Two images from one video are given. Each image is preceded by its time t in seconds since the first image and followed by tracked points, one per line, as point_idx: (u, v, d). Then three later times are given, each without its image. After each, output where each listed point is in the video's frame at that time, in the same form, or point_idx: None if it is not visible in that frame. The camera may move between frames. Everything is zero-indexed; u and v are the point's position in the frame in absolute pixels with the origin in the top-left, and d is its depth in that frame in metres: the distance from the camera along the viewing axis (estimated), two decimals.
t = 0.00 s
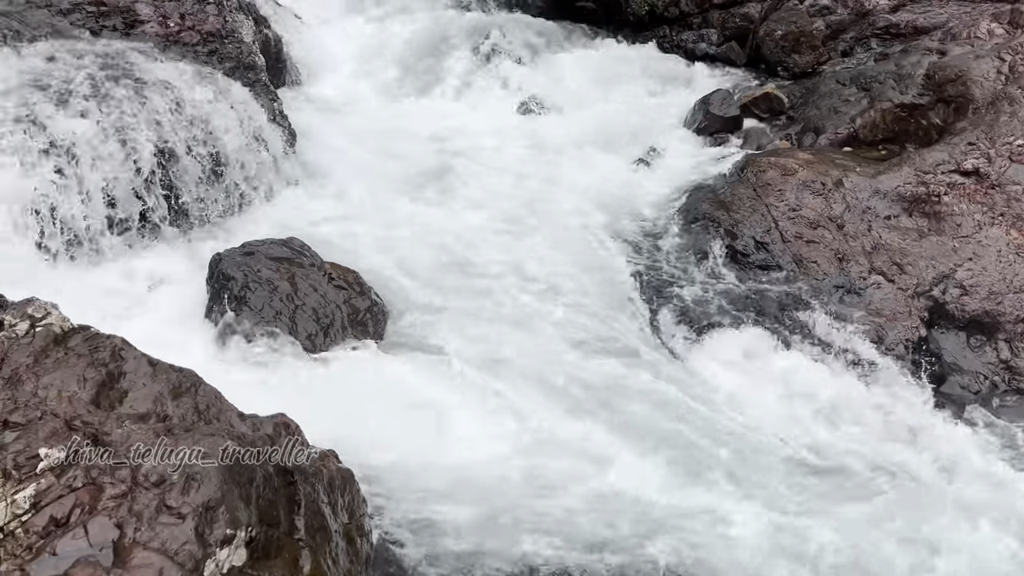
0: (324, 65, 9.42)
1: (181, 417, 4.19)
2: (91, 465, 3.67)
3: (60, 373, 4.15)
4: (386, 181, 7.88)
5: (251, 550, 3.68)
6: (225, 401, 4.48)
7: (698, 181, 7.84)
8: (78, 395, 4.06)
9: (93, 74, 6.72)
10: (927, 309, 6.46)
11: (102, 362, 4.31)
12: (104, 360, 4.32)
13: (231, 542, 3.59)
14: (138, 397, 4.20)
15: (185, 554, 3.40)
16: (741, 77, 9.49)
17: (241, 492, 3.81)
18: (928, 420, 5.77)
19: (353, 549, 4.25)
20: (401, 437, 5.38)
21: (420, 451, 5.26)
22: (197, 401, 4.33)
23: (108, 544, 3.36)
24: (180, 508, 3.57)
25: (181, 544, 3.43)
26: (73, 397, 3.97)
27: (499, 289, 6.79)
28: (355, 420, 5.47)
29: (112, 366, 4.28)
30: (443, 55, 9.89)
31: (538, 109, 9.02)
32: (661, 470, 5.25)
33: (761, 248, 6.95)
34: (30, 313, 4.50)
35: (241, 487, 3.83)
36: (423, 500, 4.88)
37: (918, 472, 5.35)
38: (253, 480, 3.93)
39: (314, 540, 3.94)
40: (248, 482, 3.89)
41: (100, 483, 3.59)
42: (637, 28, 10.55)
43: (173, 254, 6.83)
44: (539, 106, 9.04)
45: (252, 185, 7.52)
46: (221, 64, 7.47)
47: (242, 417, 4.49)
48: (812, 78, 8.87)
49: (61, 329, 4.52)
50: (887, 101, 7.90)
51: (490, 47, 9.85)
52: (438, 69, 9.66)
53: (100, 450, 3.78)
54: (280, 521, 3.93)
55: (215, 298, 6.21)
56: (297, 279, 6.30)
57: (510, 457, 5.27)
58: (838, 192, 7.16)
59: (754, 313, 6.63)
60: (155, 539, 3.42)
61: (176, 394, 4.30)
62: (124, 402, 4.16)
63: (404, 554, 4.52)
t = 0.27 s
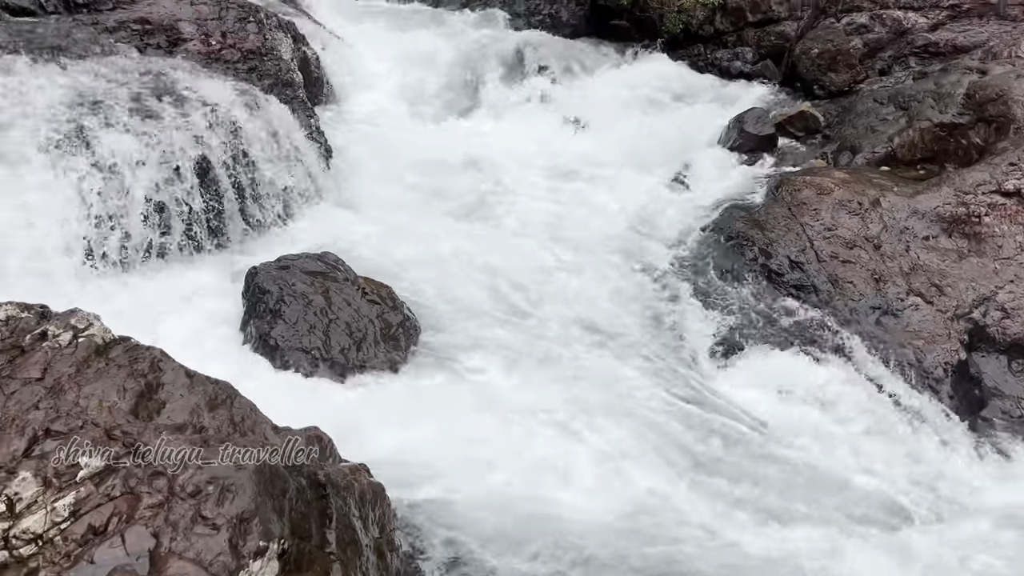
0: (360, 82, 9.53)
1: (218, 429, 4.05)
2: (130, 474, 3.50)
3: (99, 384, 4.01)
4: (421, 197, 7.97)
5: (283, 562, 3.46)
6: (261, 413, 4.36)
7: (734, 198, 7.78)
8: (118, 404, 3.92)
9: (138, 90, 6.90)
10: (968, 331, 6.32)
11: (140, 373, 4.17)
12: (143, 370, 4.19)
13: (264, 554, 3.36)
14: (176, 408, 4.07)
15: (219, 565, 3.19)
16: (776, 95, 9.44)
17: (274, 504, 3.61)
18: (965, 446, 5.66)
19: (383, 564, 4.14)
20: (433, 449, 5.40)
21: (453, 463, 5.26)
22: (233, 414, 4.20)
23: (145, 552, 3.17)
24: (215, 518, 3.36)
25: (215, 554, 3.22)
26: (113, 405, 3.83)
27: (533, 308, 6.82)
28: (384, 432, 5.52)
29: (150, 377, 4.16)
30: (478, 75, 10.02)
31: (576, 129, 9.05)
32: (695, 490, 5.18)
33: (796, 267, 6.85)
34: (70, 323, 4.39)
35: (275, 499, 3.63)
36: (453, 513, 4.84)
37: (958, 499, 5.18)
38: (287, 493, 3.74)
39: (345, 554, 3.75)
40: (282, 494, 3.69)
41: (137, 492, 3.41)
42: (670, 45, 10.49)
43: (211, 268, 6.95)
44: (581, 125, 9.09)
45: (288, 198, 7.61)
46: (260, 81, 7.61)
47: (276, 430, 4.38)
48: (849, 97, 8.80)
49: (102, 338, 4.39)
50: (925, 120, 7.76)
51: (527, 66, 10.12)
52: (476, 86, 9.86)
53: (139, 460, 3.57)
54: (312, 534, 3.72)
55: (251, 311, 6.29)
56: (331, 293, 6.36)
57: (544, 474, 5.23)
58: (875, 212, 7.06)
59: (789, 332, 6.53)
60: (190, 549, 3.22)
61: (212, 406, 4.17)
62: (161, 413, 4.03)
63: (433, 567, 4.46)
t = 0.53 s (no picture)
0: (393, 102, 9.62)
1: (251, 442, 4.09)
2: (165, 486, 3.57)
3: (138, 397, 4.15)
4: (452, 214, 8.00)
5: None
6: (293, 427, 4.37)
7: (767, 219, 7.74)
8: (154, 417, 4.04)
9: (177, 108, 7.01)
10: (1007, 355, 6.18)
11: (177, 386, 4.30)
12: (179, 384, 4.30)
13: (296, 569, 3.36)
14: (211, 421, 4.16)
15: None
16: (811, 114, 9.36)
17: (306, 518, 3.59)
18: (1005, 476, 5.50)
19: None
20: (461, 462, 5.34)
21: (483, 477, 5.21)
22: (266, 427, 4.25)
23: (179, 565, 3.21)
24: (247, 532, 3.39)
25: (247, 568, 3.24)
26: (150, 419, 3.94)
27: (563, 324, 6.76)
28: (411, 443, 5.46)
29: (186, 391, 4.27)
30: (509, 90, 9.99)
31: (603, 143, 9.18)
32: (727, 508, 5.08)
33: (830, 288, 6.80)
34: (111, 336, 4.54)
35: (307, 513, 3.61)
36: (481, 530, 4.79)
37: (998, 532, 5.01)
38: (318, 507, 3.70)
39: (374, 571, 3.74)
40: (313, 508, 3.66)
41: (172, 504, 3.49)
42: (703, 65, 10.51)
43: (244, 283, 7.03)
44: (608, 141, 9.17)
45: (321, 214, 7.75)
46: (296, 99, 7.77)
47: (305, 446, 4.24)
48: (885, 117, 8.69)
49: (141, 352, 4.57)
50: (963, 140, 7.58)
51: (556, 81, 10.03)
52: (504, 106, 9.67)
53: (174, 471, 3.68)
54: (342, 549, 3.69)
55: (284, 325, 6.33)
56: (363, 308, 6.37)
57: (573, 490, 5.18)
58: (911, 233, 6.98)
59: (822, 353, 6.42)
60: (223, 561, 3.25)
61: (246, 420, 4.26)
62: (197, 426, 4.11)
63: None
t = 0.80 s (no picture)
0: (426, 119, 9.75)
1: (281, 459, 4.06)
2: (197, 501, 3.47)
3: (173, 412, 4.15)
4: (481, 232, 8.05)
5: None
6: (323, 444, 4.42)
7: (799, 240, 7.67)
8: (187, 431, 4.02)
9: (213, 126, 7.15)
10: None
11: (210, 403, 4.32)
12: (213, 400, 4.35)
13: None
14: (242, 436, 4.15)
15: None
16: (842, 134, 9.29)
17: (334, 535, 3.46)
18: None
19: None
20: (488, 479, 5.24)
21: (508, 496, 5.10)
22: (295, 444, 4.24)
23: None
24: (277, 548, 3.25)
25: None
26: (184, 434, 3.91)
27: (594, 342, 6.72)
28: (440, 460, 5.40)
29: (219, 407, 4.29)
30: (539, 111, 10.05)
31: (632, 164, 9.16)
32: (763, 524, 4.92)
33: (863, 310, 6.70)
34: (147, 351, 4.58)
35: (336, 529, 3.48)
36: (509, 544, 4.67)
37: None
38: (346, 525, 3.59)
39: None
40: (342, 526, 3.54)
41: (204, 519, 3.37)
42: (736, 84, 10.68)
43: (275, 297, 7.15)
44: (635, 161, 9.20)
45: (352, 232, 7.80)
46: (329, 118, 7.89)
47: (336, 461, 4.38)
48: (919, 137, 8.58)
49: (175, 368, 4.60)
50: (999, 162, 7.49)
51: (587, 101, 10.17)
52: (537, 123, 9.92)
53: (206, 486, 3.60)
54: (370, 568, 3.60)
55: (315, 342, 6.38)
56: (392, 327, 6.43)
57: (603, 506, 5.06)
58: (946, 255, 6.85)
59: (855, 376, 6.30)
60: None
61: (276, 436, 4.24)
62: (228, 441, 4.10)
63: None
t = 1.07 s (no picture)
0: (458, 140, 9.87)
1: (310, 476, 4.16)
2: (228, 517, 3.43)
3: (206, 427, 4.21)
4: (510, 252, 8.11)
5: None
6: (350, 463, 4.50)
7: (828, 261, 7.62)
8: (218, 447, 4.08)
9: (245, 147, 7.28)
10: None
11: (241, 419, 4.41)
12: (242, 417, 4.41)
13: None
14: (273, 452, 4.23)
15: None
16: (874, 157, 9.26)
17: (362, 554, 3.36)
18: None
19: None
20: (510, 497, 5.23)
21: (532, 515, 5.09)
22: (324, 461, 4.32)
23: None
24: (306, 565, 3.15)
25: None
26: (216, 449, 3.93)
27: (625, 362, 6.68)
28: (467, 480, 5.38)
29: (250, 423, 4.38)
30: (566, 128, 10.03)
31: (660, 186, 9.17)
32: (792, 548, 4.82)
33: (896, 333, 6.61)
34: (180, 367, 4.66)
35: (363, 548, 3.38)
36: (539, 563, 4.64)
37: None
38: (373, 543, 3.49)
39: None
40: (369, 543, 3.44)
41: (234, 535, 3.32)
42: (765, 104, 10.56)
43: (303, 313, 7.17)
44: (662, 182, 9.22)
45: (377, 246, 7.76)
46: (359, 138, 8.01)
47: (364, 480, 4.45)
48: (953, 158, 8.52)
49: (206, 384, 4.67)
50: None
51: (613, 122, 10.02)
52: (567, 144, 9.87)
53: (237, 502, 3.55)
54: None
55: (343, 360, 6.37)
56: (421, 345, 6.40)
57: (636, 523, 4.98)
58: (982, 277, 6.73)
59: (890, 397, 6.14)
60: None
61: (306, 452, 4.32)
62: (259, 456, 4.17)
63: None
